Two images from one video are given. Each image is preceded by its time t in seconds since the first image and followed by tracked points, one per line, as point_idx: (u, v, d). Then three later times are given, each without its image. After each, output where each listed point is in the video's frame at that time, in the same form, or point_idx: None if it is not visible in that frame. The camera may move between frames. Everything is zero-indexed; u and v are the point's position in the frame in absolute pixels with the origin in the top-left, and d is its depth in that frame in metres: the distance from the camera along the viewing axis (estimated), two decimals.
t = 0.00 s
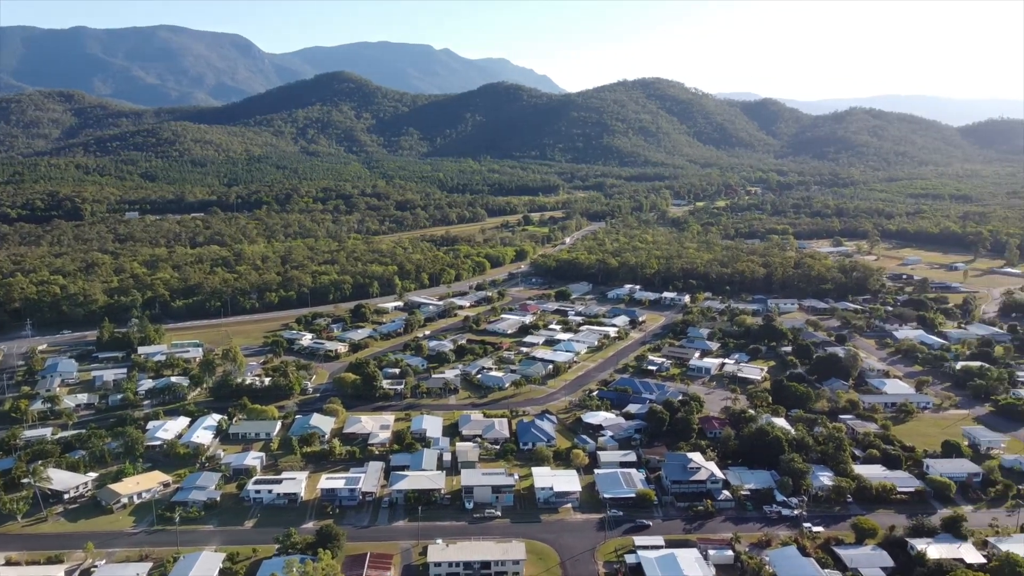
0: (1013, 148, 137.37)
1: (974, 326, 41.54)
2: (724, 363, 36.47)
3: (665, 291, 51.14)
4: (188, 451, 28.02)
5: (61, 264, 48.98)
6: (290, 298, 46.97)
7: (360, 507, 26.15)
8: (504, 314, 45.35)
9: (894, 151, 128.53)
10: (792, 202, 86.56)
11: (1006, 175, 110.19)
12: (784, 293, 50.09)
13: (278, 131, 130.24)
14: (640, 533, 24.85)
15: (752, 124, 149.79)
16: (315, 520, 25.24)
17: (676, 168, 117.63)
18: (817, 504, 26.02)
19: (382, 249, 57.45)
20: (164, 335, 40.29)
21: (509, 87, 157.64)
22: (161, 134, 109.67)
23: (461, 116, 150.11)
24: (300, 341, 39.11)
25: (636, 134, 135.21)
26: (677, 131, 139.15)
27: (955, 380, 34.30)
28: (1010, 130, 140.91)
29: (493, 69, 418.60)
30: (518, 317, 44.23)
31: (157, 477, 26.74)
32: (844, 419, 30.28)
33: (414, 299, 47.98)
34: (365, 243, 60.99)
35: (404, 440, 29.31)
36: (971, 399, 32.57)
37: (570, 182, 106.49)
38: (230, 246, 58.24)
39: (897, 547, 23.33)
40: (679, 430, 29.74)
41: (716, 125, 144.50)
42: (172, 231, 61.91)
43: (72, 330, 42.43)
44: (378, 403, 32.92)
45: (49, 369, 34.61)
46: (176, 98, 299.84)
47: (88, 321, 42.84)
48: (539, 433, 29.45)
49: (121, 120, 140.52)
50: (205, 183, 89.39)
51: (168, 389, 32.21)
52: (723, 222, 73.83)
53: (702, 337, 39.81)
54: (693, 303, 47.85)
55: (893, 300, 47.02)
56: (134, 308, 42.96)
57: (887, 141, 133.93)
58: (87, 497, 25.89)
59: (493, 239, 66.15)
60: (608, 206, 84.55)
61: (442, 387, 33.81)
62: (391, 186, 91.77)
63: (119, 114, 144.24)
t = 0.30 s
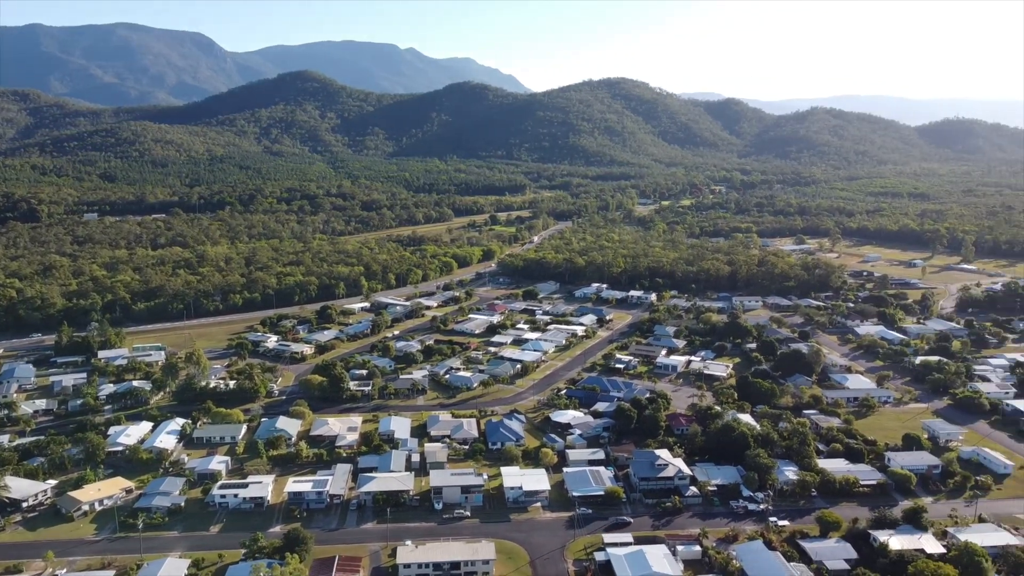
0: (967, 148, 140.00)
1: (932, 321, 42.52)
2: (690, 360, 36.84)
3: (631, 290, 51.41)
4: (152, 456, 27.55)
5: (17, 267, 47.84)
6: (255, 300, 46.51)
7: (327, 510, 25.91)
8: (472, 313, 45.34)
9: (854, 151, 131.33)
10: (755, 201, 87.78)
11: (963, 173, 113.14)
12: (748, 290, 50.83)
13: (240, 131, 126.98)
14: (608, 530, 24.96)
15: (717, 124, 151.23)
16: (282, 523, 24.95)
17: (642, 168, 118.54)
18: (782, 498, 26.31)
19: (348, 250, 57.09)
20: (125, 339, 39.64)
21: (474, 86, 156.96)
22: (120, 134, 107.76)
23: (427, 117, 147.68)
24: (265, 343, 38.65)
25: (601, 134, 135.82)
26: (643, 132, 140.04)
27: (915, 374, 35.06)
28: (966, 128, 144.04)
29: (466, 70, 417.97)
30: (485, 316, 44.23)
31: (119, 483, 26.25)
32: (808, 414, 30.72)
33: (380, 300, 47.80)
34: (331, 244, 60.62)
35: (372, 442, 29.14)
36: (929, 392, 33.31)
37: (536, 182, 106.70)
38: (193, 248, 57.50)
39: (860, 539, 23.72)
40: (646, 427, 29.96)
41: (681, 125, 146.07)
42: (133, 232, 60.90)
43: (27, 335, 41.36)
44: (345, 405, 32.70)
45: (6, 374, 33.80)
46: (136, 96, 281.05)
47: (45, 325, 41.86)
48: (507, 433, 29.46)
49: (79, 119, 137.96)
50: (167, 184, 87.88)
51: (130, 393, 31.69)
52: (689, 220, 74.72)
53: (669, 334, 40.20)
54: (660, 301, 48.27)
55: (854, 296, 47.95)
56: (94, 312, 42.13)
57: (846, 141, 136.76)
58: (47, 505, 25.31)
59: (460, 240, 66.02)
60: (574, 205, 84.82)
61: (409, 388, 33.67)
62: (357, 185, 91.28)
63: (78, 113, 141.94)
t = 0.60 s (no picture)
0: (926, 146, 140.19)
1: (893, 318, 43.35)
2: (658, 358, 37.14)
3: (600, 288, 51.72)
4: (115, 462, 27.08)
5: None
6: (220, 302, 45.97)
7: (296, 513, 25.64)
8: (440, 314, 45.27)
9: (816, 150, 134.00)
10: (721, 200, 88.79)
11: (923, 171, 115.76)
12: (715, 288, 51.35)
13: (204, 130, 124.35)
14: (579, 528, 25.02)
15: (681, 123, 153.35)
16: (250, 528, 24.63)
17: (609, 167, 119.17)
18: (750, 493, 26.57)
19: (315, 251, 56.71)
20: (86, 343, 38.97)
21: (441, 85, 156.16)
22: (80, 134, 105.67)
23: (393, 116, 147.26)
24: (231, 346, 38.23)
25: (569, 134, 136.55)
26: (609, 130, 142.06)
27: (877, 369, 35.70)
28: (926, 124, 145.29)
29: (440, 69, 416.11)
30: (454, 316, 44.18)
31: (82, 490, 25.73)
32: (774, 410, 31.09)
33: (348, 301, 47.54)
34: (298, 244, 60.19)
35: (341, 444, 28.94)
36: (892, 387, 33.93)
37: (504, 181, 106.73)
38: (156, 249, 56.69)
39: (827, 533, 24.00)
40: (616, 426, 30.12)
41: (647, 125, 147.45)
42: (93, 234, 59.84)
43: None
44: (312, 407, 32.43)
45: None
46: (96, 94, 273.34)
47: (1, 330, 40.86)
48: (477, 433, 29.43)
49: (37, 118, 134.42)
50: (129, 185, 86.21)
51: (92, 398, 31.16)
52: (655, 220, 75.44)
53: (637, 333, 40.49)
54: (628, 300, 48.62)
55: (818, 293, 48.73)
56: (53, 315, 41.34)
57: (806, 140, 139.61)
58: (7, 513, 24.70)
59: (428, 240, 65.81)
60: (542, 205, 84.99)
61: (378, 389, 33.47)
62: (323, 186, 90.60)
63: (38, 112, 138.67)
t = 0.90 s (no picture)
0: (888, 147, 141.17)
1: (857, 314, 44.12)
2: (627, 356, 37.39)
3: (569, 288, 51.94)
4: (77, 469, 26.57)
5: None
6: (184, 305, 45.34)
7: (264, 517, 25.34)
8: (409, 314, 45.15)
9: (780, 149, 136.44)
10: (687, 199, 89.77)
11: (885, 170, 118.19)
12: (682, 286, 51.79)
13: (166, 130, 120.38)
14: (550, 527, 25.04)
15: (648, 124, 154.27)
16: (217, 533, 24.29)
17: (577, 167, 119.56)
18: (718, 489, 26.80)
19: (281, 252, 56.25)
20: (46, 347, 38.25)
21: (407, 84, 154.72)
22: (39, 134, 103.39)
23: (360, 116, 144.19)
24: (196, 349, 37.77)
25: (536, 133, 137.10)
26: (578, 131, 142.05)
27: (842, 364, 36.29)
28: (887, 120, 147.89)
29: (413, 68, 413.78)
30: (423, 317, 44.12)
31: (43, 498, 25.17)
32: (741, 406, 31.42)
33: (315, 302, 47.19)
34: (264, 245, 59.57)
35: (310, 447, 28.71)
36: (856, 382, 34.51)
37: (471, 181, 106.62)
38: (117, 251, 55.73)
39: (793, 527, 24.30)
40: (585, 424, 30.22)
41: (614, 125, 148.67)
42: (53, 236, 58.67)
43: None
44: (280, 410, 32.07)
45: None
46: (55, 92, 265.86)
47: None
48: (447, 433, 29.36)
49: None
50: (90, 185, 84.38)
51: (53, 403, 30.54)
52: (622, 219, 75.91)
53: (606, 331, 40.72)
54: (596, 298, 48.85)
55: (783, 291, 49.44)
56: (12, 319, 40.61)
57: (770, 139, 141.88)
58: None
59: (396, 240, 65.50)
60: (511, 205, 85.05)
61: (347, 391, 33.22)
62: (289, 186, 89.76)
63: None
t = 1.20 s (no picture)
0: (849, 146, 143.12)
1: (821, 311, 44.83)
2: (596, 355, 37.58)
3: (538, 287, 52.06)
4: (38, 476, 26.01)
5: None
6: (147, 308, 44.71)
7: (231, 522, 24.99)
8: (378, 315, 44.92)
9: (745, 148, 138.44)
10: (654, 198, 90.68)
11: (847, 169, 120.39)
12: (650, 285, 52.14)
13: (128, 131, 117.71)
14: (520, 526, 25.02)
15: (615, 124, 155.73)
16: (183, 539, 23.91)
17: (544, 167, 119.85)
18: (687, 486, 26.99)
19: (246, 253, 55.73)
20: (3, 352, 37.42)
21: (373, 84, 152.92)
22: None
23: (325, 115, 142.24)
24: (160, 352, 37.29)
25: (504, 133, 137.53)
26: (543, 128, 144.00)
27: (807, 361, 36.80)
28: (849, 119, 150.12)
29: (386, 68, 410.98)
30: (391, 317, 43.97)
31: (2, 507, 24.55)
32: (709, 403, 31.72)
33: (282, 304, 46.81)
34: (229, 247, 58.89)
35: (277, 450, 28.42)
36: (821, 378, 35.03)
37: (439, 181, 106.41)
38: (77, 254, 54.65)
39: (761, 522, 24.55)
40: (555, 424, 30.27)
41: (582, 124, 149.59)
42: (10, 238, 57.40)
43: None
44: (247, 413, 31.69)
45: None
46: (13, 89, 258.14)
47: None
48: (416, 434, 29.26)
49: None
50: (49, 186, 82.36)
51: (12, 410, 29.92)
52: (590, 220, 76.24)
53: (575, 331, 40.90)
54: (565, 298, 48.99)
55: (748, 289, 50.09)
56: None
57: (736, 139, 143.54)
58: None
59: (363, 240, 65.13)
60: (479, 205, 85.07)
61: (315, 393, 32.95)
62: (254, 186, 88.95)
63: None
